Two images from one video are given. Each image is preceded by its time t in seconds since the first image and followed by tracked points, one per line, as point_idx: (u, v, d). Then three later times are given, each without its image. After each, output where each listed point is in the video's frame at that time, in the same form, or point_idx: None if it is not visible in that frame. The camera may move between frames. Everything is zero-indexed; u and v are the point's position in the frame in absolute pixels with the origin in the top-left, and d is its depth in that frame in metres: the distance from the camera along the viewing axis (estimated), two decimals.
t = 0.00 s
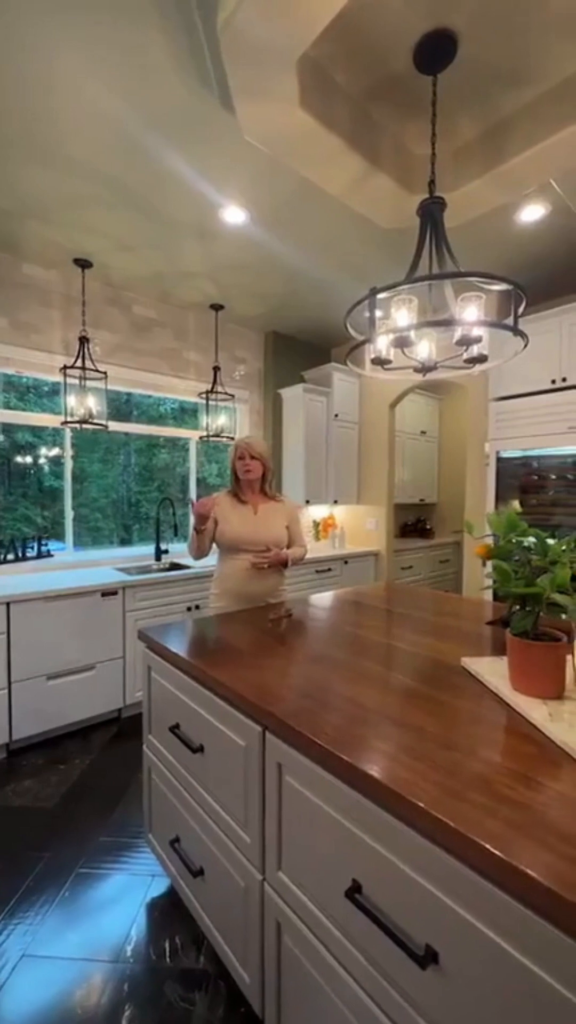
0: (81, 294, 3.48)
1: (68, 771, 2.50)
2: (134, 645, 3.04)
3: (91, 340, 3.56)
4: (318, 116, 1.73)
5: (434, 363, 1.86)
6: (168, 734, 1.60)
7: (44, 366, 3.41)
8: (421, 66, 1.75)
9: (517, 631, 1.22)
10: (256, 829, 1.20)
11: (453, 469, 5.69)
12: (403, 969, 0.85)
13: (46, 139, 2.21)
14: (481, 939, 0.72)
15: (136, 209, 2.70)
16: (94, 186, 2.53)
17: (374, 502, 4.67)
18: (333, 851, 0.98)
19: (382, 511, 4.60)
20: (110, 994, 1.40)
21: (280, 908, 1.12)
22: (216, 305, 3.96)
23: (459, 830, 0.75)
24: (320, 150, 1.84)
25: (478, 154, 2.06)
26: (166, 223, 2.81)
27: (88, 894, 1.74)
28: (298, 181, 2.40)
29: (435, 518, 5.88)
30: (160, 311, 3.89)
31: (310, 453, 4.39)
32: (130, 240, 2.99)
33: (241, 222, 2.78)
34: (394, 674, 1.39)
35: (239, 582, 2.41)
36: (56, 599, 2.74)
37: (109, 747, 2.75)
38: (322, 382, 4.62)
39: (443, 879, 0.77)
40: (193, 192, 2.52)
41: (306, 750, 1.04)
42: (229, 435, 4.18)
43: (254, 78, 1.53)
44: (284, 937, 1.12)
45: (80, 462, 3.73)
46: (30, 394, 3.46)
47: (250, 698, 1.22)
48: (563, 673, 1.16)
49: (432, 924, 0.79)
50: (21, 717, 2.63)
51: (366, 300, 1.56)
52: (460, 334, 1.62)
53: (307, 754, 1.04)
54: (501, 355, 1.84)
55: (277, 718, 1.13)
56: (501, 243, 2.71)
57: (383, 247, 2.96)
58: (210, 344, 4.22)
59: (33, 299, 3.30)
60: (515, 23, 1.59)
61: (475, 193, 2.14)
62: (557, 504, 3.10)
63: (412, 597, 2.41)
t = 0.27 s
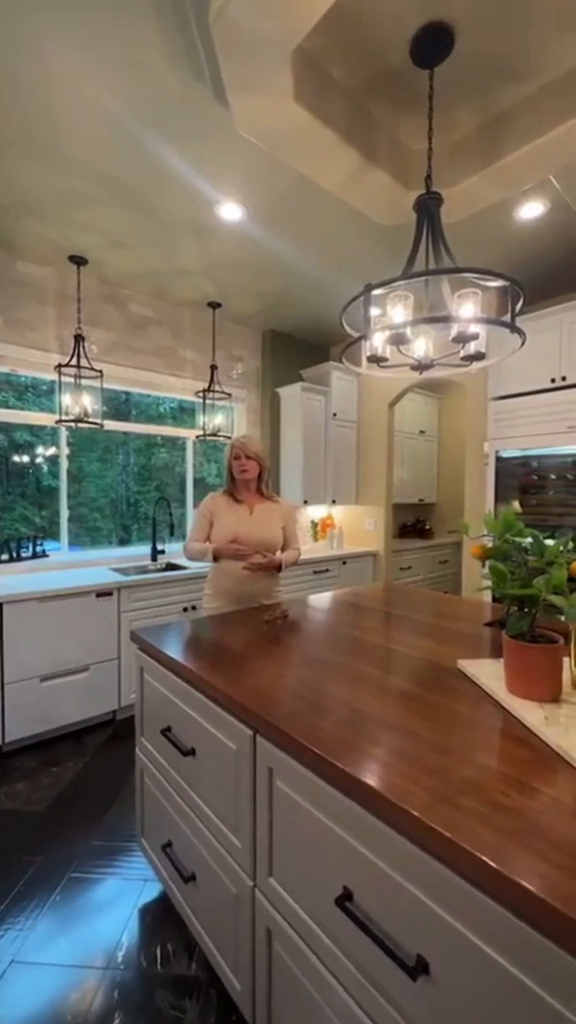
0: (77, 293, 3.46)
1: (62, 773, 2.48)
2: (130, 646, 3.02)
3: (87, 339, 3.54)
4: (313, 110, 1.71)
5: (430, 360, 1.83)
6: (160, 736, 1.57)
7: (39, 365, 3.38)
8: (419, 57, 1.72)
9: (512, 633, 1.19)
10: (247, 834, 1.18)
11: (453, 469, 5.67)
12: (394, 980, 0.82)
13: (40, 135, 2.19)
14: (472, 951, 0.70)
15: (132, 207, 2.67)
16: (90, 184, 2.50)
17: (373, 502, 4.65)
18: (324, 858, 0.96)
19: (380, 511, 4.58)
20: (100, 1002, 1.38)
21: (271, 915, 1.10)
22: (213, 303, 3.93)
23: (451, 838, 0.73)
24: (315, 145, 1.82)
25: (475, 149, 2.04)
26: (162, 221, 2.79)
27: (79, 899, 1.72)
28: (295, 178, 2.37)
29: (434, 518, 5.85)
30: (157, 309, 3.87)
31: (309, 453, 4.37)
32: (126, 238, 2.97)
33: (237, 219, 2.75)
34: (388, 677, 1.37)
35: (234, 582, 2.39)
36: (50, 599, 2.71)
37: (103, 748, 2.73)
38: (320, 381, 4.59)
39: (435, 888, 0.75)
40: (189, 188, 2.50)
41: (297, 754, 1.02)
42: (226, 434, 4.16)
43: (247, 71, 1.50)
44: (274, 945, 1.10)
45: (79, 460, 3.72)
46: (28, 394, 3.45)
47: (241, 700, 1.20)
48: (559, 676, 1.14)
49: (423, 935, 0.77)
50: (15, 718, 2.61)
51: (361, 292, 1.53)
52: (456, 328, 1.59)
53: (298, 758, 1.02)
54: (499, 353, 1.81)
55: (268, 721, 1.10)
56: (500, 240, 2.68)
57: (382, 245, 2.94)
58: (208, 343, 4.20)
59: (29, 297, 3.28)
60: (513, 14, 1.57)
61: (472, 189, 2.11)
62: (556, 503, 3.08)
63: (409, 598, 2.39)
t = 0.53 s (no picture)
0: (73, 290, 3.44)
1: (57, 774, 2.46)
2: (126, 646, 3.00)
3: (84, 336, 3.52)
4: (309, 104, 1.69)
5: (428, 356, 1.80)
6: (154, 738, 1.55)
7: (36, 363, 3.36)
8: (416, 53, 1.71)
9: (509, 633, 1.17)
10: (240, 837, 1.16)
11: (452, 468, 5.65)
12: (386, 989, 0.81)
13: (34, 130, 2.16)
14: (466, 962, 0.68)
15: (128, 203, 2.65)
16: (85, 179, 2.48)
17: (372, 501, 4.63)
18: (316, 863, 0.95)
19: (380, 510, 4.56)
20: (91, 1007, 1.36)
21: (263, 920, 1.08)
22: (211, 301, 3.91)
23: (444, 844, 0.71)
24: (312, 139, 1.80)
25: (474, 145, 2.02)
26: (159, 217, 2.77)
27: (73, 901, 1.70)
28: (293, 173, 2.35)
29: (433, 518, 5.83)
30: (155, 307, 3.84)
31: (307, 451, 4.35)
32: (123, 234, 2.95)
33: (234, 216, 2.73)
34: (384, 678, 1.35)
35: (231, 582, 2.37)
36: (45, 598, 2.69)
37: (99, 749, 2.71)
38: (319, 380, 4.57)
39: (427, 897, 0.74)
40: (185, 184, 2.48)
41: (289, 757, 1.00)
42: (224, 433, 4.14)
43: (242, 63, 1.48)
44: (267, 950, 1.08)
45: (78, 459, 3.71)
46: (28, 393, 3.45)
47: (234, 701, 1.18)
48: (557, 678, 1.12)
49: (416, 944, 0.75)
50: (10, 718, 2.59)
51: (356, 292, 1.52)
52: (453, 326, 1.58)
53: (290, 761, 1.00)
54: (497, 350, 1.79)
55: (260, 724, 1.09)
56: (500, 237, 2.66)
57: (381, 241, 2.91)
58: (206, 341, 4.17)
59: (25, 294, 3.25)
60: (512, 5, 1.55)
61: (471, 186, 2.09)
62: (556, 503, 3.06)
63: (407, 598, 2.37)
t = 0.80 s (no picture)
0: (71, 288, 3.42)
1: (53, 775, 2.44)
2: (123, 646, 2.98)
3: (82, 335, 3.50)
4: (307, 99, 1.67)
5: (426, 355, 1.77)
6: (149, 739, 1.54)
7: (33, 361, 3.34)
8: (415, 49, 1.70)
9: (506, 634, 1.15)
10: (234, 841, 1.14)
11: (452, 468, 5.63)
12: (381, 997, 0.79)
13: (30, 126, 2.14)
14: (462, 971, 0.67)
15: (126, 200, 2.63)
16: (82, 176, 2.46)
17: (372, 501, 4.61)
18: (310, 868, 0.93)
19: (379, 510, 4.54)
20: (84, 1012, 1.34)
21: (258, 925, 1.07)
22: (210, 299, 3.89)
23: (440, 851, 0.69)
24: (310, 135, 1.78)
25: (474, 142, 2.00)
26: (157, 214, 2.75)
27: (67, 903, 1.69)
28: (291, 170, 2.33)
29: (433, 518, 5.82)
30: (153, 305, 3.82)
31: (307, 451, 4.33)
32: (120, 232, 2.93)
33: (232, 213, 2.71)
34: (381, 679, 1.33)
35: (228, 582, 2.36)
36: (42, 598, 2.68)
37: (96, 749, 2.70)
38: (319, 379, 4.56)
39: (423, 904, 0.72)
40: (183, 181, 2.46)
41: (283, 760, 0.98)
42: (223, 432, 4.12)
43: (239, 58, 1.46)
44: (261, 956, 1.06)
45: (78, 458, 3.70)
46: (28, 393, 3.44)
47: (229, 703, 1.16)
48: (556, 680, 1.11)
49: (411, 953, 0.74)
50: (6, 719, 2.58)
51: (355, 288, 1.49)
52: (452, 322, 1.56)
53: (284, 764, 0.98)
54: (497, 348, 1.78)
55: (254, 726, 1.07)
56: (500, 235, 2.65)
57: (380, 239, 2.90)
58: (204, 340, 4.16)
59: (22, 292, 3.23)
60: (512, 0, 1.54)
61: (471, 183, 2.08)
62: (556, 502, 3.04)
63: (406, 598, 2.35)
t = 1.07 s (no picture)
0: (70, 287, 3.41)
1: (50, 776, 2.43)
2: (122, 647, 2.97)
3: (81, 334, 3.49)
4: (306, 96, 1.65)
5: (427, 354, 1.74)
6: (146, 741, 1.52)
7: (32, 360, 3.33)
8: (415, 45, 1.68)
9: (507, 635, 1.13)
10: (231, 844, 1.13)
11: (453, 468, 5.61)
12: (377, 1004, 0.78)
13: (28, 123, 2.13)
14: (461, 980, 0.65)
15: (124, 198, 2.62)
16: (80, 174, 2.45)
17: (372, 501, 4.59)
18: (307, 873, 0.91)
19: (379, 510, 4.52)
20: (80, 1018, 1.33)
21: (254, 931, 1.05)
22: (209, 299, 3.88)
23: (440, 858, 0.68)
24: (309, 132, 1.77)
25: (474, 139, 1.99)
26: (156, 212, 2.73)
27: (63, 907, 1.67)
28: (291, 167, 2.32)
29: (433, 518, 5.80)
30: (152, 305, 3.81)
31: (306, 450, 4.32)
32: (119, 230, 2.92)
33: (231, 211, 2.70)
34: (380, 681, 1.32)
35: (227, 582, 2.34)
36: (40, 598, 2.66)
37: (94, 750, 2.69)
38: (319, 379, 4.54)
39: (421, 912, 0.70)
40: (182, 179, 2.45)
41: (280, 763, 0.97)
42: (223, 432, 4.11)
43: (237, 54, 1.45)
44: (257, 962, 1.05)
45: (78, 458, 3.69)
46: (28, 394, 3.43)
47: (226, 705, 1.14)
48: (557, 682, 1.09)
49: (409, 960, 0.72)
50: (3, 720, 2.57)
51: (353, 286, 1.47)
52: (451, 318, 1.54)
53: (281, 767, 0.97)
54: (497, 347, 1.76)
55: (251, 728, 1.05)
56: (500, 234, 2.63)
57: (380, 238, 2.88)
58: (204, 339, 4.15)
59: (21, 291, 3.22)
60: None
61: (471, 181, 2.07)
62: (557, 502, 3.03)
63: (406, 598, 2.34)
